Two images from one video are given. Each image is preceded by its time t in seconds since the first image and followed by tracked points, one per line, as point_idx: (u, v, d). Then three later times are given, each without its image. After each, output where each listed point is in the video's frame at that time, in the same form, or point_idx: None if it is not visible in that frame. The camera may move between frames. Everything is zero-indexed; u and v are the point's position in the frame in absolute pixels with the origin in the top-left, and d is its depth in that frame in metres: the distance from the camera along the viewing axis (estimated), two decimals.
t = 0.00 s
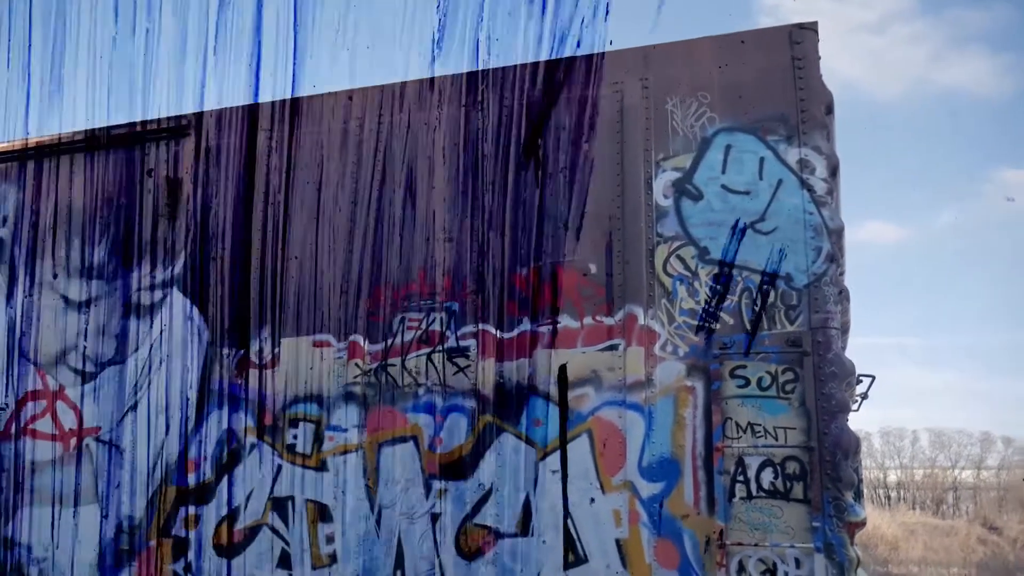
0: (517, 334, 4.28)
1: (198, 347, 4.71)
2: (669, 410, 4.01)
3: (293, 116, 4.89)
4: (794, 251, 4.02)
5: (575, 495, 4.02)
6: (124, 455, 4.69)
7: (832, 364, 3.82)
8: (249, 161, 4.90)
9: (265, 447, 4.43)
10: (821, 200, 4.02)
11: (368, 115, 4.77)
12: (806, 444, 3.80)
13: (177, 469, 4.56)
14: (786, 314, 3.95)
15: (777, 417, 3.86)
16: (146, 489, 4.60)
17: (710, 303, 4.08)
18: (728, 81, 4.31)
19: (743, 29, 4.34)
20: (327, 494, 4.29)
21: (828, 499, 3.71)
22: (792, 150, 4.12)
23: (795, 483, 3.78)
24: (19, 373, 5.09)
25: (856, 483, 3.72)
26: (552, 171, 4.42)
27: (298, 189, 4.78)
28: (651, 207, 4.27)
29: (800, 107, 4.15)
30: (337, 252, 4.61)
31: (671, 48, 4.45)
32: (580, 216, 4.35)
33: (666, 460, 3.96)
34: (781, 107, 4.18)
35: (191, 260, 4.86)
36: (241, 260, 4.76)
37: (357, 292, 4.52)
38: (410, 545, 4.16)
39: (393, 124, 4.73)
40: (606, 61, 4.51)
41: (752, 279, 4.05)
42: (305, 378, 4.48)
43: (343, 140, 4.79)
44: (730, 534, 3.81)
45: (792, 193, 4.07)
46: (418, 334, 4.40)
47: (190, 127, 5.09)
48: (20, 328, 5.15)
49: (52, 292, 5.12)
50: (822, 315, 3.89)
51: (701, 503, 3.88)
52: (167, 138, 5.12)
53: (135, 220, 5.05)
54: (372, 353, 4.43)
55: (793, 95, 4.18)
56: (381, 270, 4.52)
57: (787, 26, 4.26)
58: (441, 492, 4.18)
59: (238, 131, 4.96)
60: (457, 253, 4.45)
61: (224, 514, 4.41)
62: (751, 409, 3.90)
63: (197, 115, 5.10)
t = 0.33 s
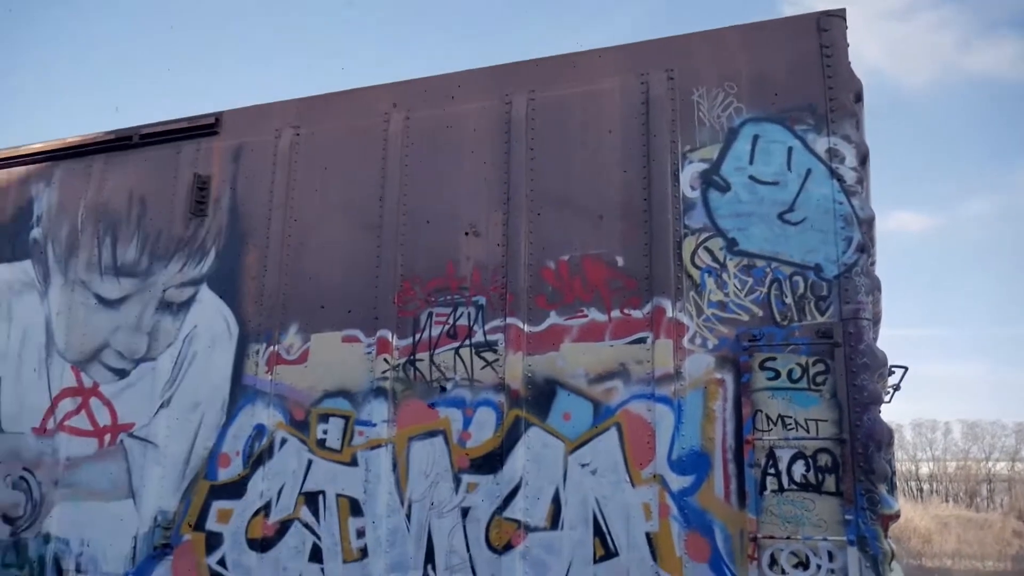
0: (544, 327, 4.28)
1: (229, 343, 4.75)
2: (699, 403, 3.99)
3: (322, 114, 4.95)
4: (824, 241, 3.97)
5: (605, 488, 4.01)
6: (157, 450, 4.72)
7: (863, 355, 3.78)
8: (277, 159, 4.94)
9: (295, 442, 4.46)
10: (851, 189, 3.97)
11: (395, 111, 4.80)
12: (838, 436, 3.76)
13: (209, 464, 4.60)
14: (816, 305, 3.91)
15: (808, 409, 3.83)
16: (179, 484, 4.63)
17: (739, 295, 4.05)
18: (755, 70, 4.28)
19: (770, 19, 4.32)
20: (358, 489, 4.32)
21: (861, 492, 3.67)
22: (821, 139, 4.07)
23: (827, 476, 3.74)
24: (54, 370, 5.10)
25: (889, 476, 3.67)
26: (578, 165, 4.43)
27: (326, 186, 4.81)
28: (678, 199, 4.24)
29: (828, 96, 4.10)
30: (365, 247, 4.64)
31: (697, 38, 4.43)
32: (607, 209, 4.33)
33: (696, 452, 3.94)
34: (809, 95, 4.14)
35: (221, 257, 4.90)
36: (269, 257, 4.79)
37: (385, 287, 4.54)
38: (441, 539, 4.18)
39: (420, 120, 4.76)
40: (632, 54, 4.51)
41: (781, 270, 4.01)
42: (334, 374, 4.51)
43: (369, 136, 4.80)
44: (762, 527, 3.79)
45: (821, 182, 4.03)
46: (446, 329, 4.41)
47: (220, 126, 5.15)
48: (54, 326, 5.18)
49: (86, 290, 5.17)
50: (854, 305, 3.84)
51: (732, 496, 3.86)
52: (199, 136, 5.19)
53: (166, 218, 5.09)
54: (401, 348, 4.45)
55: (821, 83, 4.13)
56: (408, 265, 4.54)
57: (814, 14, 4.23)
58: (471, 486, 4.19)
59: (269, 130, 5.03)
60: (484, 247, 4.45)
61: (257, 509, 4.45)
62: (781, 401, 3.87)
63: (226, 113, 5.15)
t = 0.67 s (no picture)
0: (581, 323, 4.27)
1: (269, 340, 4.79)
2: (738, 398, 3.95)
3: (358, 112, 4.97)
4: (866, 234, 3.91)
5: (643, 484, 3.99)
6: (199, 446, 4.78)
7: (907, 350, 3.71)
8: (314, 157, 4.98)
9: (335, 438, 4.49)
10: (893, 180, 3.90)
11: (430, 108, 4.80)
12: (882, 432, 3.70)
13: (251, 459, 4.65)
14: (858, 298, 3.86)
15: (850, 404, 3.77)
16: (221, 479, 4.69)
17: (778, 289, 4.00)
18: (793, 61, 4.22)
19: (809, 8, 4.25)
20: (397, 484, 4.35)
21: (906, 489, 3.60)
22: (861, 130, 4.00)
23: (871, 472, 3.68)
24: (99, 367, 5.19)
25: (935, 472, 3.61)
26: (614, 159, 4.41)
27: (362, 184, 4.83)
28: (716, 192, 4.20)
29: (868, 86, 4.03)
30: (402, 244, 4.66)
31: (734, 30, 4.38)
32: (644, 203, 4.31)
33: (736, 448, 3.91)
34: (849, 86, 4.07)
35: (260, 255, 4.95)
36: (308, 254, 4.83)
37: (422, 284, 4.56)
38: (479, 534, 4.19)
39: (456, 117, 4.76)
40: (667, 47, 4.47)
41: (821, 263, 3.96)
42: (372, 370, 4.54)
43: (405, 133, 4.82)
44: (804, 524, 3.74)
45: (862, 174, 3.96)
46: (482, 325, 4.42)
47: (258, 125, 5.20)
48: (98, 324, 5.27)
49: (129, 289, 5.25)
50: (897, 299, 3.78)
51: (773, 492, 3.81)
52: (237, 136, 5.25)
53: (206, 217, 5.16)
54: (438, 344, 4.46)
55: (861, 74, 4.06)
56: (445, 262, 4.55)
57: (853, 3, 4.15)
58: (509, 481, 4.20)
59: (305, 129, 5.07)
60: (521, 243, 4.45)
61: (297, 504, 4.49)
62: (823, 397, 3.82)
63: (263, 113, 5.20)
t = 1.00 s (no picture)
0: (627, 317, 4.25)
1: (315, 337, 4.84)
2: (787, 391, 3.90)
3: (400, 109, 5.00)
4: (918, 222, 3.82)
5: (692, 478, 3.96)
6: (249, 441, 4.86)
7: (962, 341, 3.63)
8: (358, 155, 5.02)
9: (382, 433, 4.53)
10: (946, 167, 3.80)
11: (471, 104, 4.81)
12: (937, 425, 3.61)
13: (300, 455, 4.71)
14: (910, 289, 3.77)
15: (904, 397, 3.70)
16: (271, 474, 4.75)
17: (827, 280, 3.94)
18: (841, 48, 4.14)
19: None
20: (444, 479, 4.37)
21: (962, 482, 3.52)
22: (912, 117, 3.91)
23: (926, 465, 3.61)
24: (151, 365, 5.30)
25: (993, 465, 3.52)
26: (658, 151, 4.37)
27: (406, 180, 4.86)
28: (762, 183, 4.14)
29: (919, 72, 3.93)
30: (446, 241, 4.67)
31: (779, 18, 4.31)
32: (689, 195, 4.27)
33: (786, 442, 3.85)
34: (899, 72, 3.98)
35: (306, 253, 5.00)
36: (353, 251, 4.88)
37: (467, 279, 4.57)
38: (527, 529, 4.19)
39: (497, 112, 4.76)
40: (710, 36, 4.42)
41: (872, 253, 3.88)
42: (418, 366, 4.56)
43: (447, 129, 4.83)
44: (857, 519, 3.68)
45: (914, 161, 3.87)
46: (527, 320, 4.41)
47: (302, 125, 5.26)
48: (151, 322, 5.38)
49: (179, 288, 5.35)
50: (951, 289, 3.69)
51: (824, 486, 3.75)
52: (281, 135, 5.31)
53: (253, 216, 5.23)
54: (483, 340, 4.47)
55: (911, 59, 3.97)
56: (489, 257, 4.56)
57: None
58: (556, 476, 4.19)
59: (348, 127, 5.11)
60: (565, 237, 4.44)
61: (346, 499, 4.54)
62: (875, 389, 3.76)
63: (307, 112, 5.26)
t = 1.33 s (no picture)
0: (671, 309, 4.21)
1: (360, 332, 4.88)
2: (837, 383, 3.84)
3: (441, 103, 5.01)
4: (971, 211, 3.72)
5: (739, 472, 3.92)
6: (296, 434, 4.92)
7: (1018, 331, 3.54)
8: (400, 150, 5.05)
9: (427, 427, 4.55)
10: (1001, 153, 3.70)
11: (513, 97, 4.81)
12: (992, 418, 3.53)
13: (346, 448, 4.76)
14: (964, 279, 3.68)
15: (958, 388, 3.61)
16: (318, 467, 4.81)
17: (877, 270, 3.86)
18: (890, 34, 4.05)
19: None
20: (489, 472, 4.38)
21: (1019, 476, 3.45)
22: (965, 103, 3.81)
23: (981, 459, 3.52)
24: (200, 360, 5.38)
25: None
26: (702, 142, 4.32)
27: (448, 174, 4.88)
28: (809, 172, 4.08)
29: (972, 56, 3.84)
30: (488, 234, 4.68)
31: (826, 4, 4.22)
32: (734, 185, 4.21)
33: (835, 435, 3.80)
34: (951, 57, 3.88)
35: (350, 248, 5.04)
36: (396, 246, 4.91)
37: (510, 272, 4.57)
38: (572, 522, 4.19)
39: (539, 104, 4.75)
40: (755, 24, 4.35)
41: (924, 243, 3.79)
42: (462, 359, 4.58)
43: (488, 122, 4.84)
44: (909, 513, 3.61)
45: (966, 148, 3.77)
46: (571, 313, 4.40)
47: (344, 121, 5.30)
48: (199, 318, 5.47)
49: (226, 283, 5.43)
50: (1006, 278, 3.59)
51: (876, 480, 3.69)
52: (324, 131, 5.36)
53: (297, 212, 5.28)
54: (527, 333, 4.47)
55: (964, 43, 3.87)
56: (532, 250, 4.55)
57: None
58: (601, 468, 4.18)
59: (390, 123, 5.14)
60: (608, 229, 4.42)
61: (392, 491, 4.58)
62: (928, 380, 3.67)
63: (349, 109, 5.30)
